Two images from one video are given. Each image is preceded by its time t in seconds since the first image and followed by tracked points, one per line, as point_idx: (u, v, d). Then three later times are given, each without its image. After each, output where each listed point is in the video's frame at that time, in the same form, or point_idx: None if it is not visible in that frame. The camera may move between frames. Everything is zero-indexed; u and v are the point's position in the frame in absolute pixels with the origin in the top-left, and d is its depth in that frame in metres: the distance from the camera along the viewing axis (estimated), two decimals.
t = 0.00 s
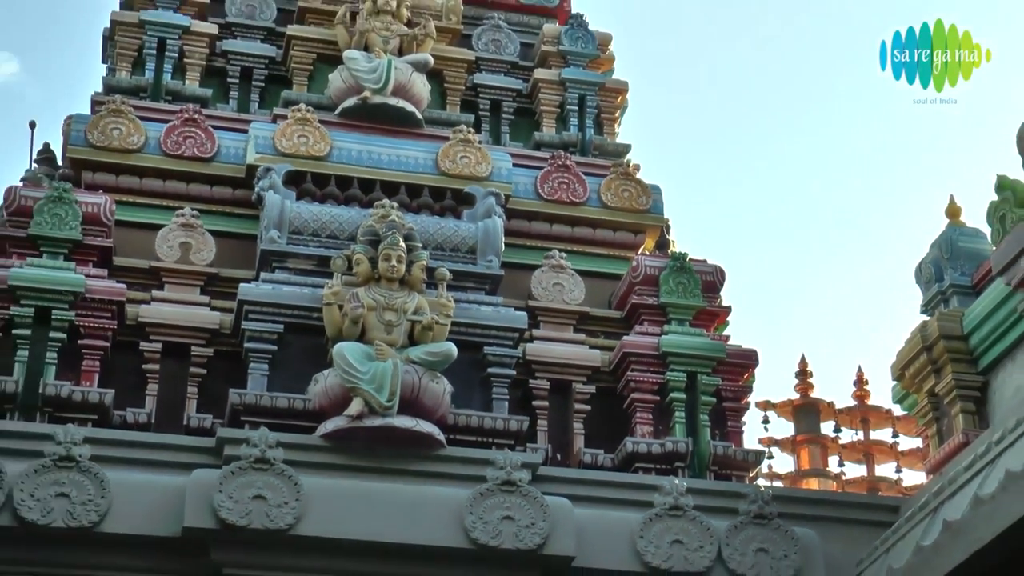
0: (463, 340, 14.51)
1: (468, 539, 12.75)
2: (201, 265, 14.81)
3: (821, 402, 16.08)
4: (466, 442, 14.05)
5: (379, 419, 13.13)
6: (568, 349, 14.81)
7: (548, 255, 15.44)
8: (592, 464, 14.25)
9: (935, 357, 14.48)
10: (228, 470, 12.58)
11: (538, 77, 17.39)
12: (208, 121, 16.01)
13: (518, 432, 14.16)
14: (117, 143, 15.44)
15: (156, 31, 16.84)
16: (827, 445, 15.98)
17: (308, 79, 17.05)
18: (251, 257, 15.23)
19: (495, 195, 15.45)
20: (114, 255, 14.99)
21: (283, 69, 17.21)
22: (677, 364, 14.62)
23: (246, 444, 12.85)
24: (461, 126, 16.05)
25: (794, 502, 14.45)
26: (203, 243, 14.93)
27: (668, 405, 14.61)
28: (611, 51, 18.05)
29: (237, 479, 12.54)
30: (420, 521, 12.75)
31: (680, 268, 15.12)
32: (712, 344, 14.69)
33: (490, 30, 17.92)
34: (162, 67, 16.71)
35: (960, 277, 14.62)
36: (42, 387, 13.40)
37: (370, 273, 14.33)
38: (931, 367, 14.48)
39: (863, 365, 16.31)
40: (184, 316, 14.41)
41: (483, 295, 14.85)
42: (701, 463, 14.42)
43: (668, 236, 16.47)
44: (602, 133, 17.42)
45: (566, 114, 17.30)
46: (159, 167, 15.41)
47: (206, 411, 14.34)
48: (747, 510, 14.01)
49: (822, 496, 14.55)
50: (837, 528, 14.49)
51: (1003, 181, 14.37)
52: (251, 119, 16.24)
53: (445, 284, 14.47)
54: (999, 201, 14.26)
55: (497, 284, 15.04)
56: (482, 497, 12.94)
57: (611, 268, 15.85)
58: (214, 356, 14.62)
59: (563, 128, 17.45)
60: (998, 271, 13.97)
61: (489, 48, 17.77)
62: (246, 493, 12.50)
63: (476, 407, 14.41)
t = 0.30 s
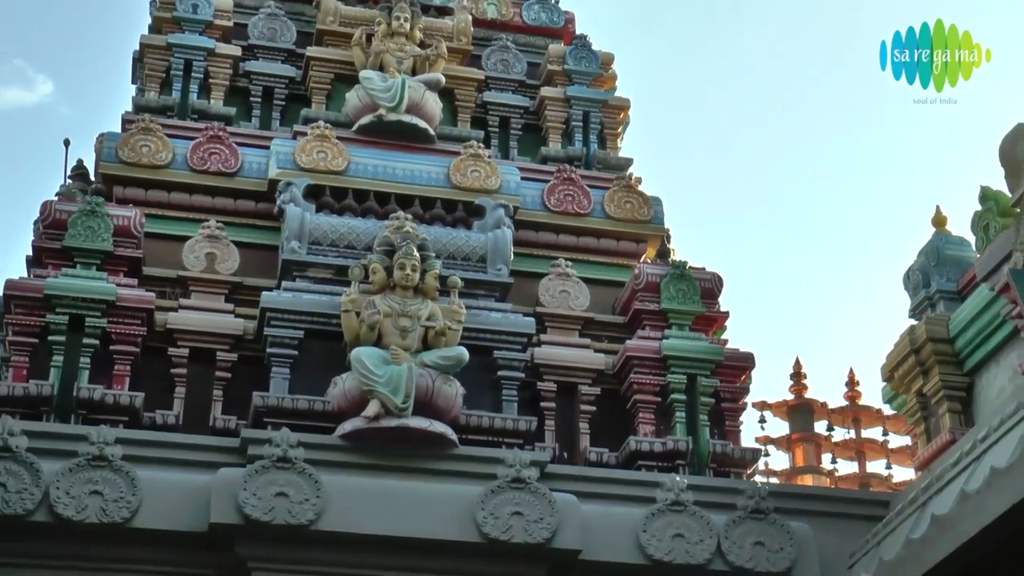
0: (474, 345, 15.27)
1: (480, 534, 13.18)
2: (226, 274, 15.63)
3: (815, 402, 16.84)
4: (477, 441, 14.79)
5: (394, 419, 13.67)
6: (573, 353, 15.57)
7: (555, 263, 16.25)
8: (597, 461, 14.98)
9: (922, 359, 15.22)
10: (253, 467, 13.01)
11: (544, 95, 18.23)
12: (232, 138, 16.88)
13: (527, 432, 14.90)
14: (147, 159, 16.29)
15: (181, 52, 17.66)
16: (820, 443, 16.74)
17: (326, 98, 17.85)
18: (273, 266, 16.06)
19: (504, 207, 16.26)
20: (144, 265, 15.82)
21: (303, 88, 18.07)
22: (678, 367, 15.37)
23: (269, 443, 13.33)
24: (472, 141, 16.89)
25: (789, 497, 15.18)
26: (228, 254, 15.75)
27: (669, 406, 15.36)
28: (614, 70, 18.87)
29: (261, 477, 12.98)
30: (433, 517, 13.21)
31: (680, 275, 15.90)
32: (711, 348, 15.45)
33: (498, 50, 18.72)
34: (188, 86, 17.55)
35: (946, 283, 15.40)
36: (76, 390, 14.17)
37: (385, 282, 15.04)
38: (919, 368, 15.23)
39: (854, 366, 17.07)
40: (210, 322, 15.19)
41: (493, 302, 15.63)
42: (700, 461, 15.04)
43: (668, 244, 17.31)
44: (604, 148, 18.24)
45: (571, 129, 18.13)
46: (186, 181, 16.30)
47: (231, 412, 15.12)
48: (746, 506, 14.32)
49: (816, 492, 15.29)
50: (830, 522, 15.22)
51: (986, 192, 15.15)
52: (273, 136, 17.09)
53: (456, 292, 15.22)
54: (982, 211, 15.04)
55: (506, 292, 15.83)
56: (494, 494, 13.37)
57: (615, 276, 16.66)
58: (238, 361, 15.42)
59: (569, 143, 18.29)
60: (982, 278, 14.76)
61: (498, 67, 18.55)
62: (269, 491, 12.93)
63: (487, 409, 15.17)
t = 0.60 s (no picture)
0: (491, 348, 16.04)
1: (496, 527, 13.89)
2: (255, 282, 16.43)
3: (815, 401, 17.61)
4: (494, 439, 15.55)
5: (414, 419, 14.39)
6: (585, 355, 16.35)
7: (567, 270, 17.06)
8: (608, 458, 15.73)
9: (918, 359, 15.97)
10: (283, 465, 13.71)
11: (556, 110, 19.07)
12: (261, 152, 17.77)
13: (541, 430, 15.65)
14: (179, 173, 17.16)
15: (213, 73, 18.49)
16: (821, 440, 17.48)
17: (348, 115, 18.70)
18: (299, 275, 16.88)
19: (518, 217, 17.07)
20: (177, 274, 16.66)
21: (328, 105, 18.94)
22: (685, 368, 16.14)
23: (297, 442, 14.03)
24: (487, 154, 17.74)
25: (791, 491, 15.91)
26: (256, 263, 16.58)
27: (677, 405, 16.13)
28: (622, 86, 19.73)
29: (290, 474, 13.66)
30: (453, 511, 13.91)
31: (686, 280, 16.69)
32: (715, 350, 16.24)
33: (512, 68, 19.63)
34: (218, 105, 18.40)
35: (940, 287, 16.16)
36: (115, 392, 14.96)
37: (405, 289, 15.78)
38: (915, 368, 15.98)
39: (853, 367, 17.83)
40: (240, 328, 15.96)
41: (508, 307, 16.41)
42: (705, 457, 15.72)
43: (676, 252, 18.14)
44: (614, 160, 19.08)
45: (581, 142, 18.96)
46: (215, 194, 17.14)
47: (260, 412, 15.92)
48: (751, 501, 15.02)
49: (818, 486, 16.02)
50: (832, 515, 15.94)
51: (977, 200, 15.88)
52: (299, 151, 17.96)
53: (473, 298, 16.00)
54: (974, 218, 15.77)
55: (521, 297, 16.61)
56: (510, 489, 14.11)
57: (624, 282, 17.48)
58: (267, 364, 16.24)
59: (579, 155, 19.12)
60: (973, 282, 15.49)
61: (512, 84, 19.46)
62: (297, 488, 13.60)
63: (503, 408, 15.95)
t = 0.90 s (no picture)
0: (506, 351, 16.73)
1: (513, 523, 14.47)
2: (280, 288, 17.12)
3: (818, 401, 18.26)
4: (509, 439, 16.22)
5: (433, 420, 14.98)
6: (597, 358, 17.03)
7: (579, 275, 17.78)
8: (619, 456, 16.39)
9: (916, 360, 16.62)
10: (308, 464, 14.34)
11: (567, 123, 19.82)
12: (285, 165, 18.54)
13: (554, 430, 16.33)
14: (208, 185, 17.95)
15: (239, 89, 19.26)
16: (824, 438, 18.15)
17: (369, 128, 19.48)
18: (322, 282, 17.62)
19: (532, 225, 17.78)
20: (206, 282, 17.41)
21: (349, 119, 19.73)
22: (692, 369, 16.81)
23: (321, 442, 14.65)
24: (502, 165, 18.49)
25: (798, 490, 16.46)
26: (282, 271, 17.30)
27: (684, 404, 16.80)
28: (631, 99, 20.44)
29: (315, 473, 14.28)
30: (472, 507, 14.49)
31: (692, 284, 17.37)
32: (721, 352, 16.90)
33: (524, 82, 20.37)
34: (244, 120, 19.16)
35: (937, 291, 16.84)
36: (147, 396, 15.70)
37: (424, 294, 16.42)
38: (913, 368, 16.63)
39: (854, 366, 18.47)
40: (268, 333, 16.63)
41: (523, 311, 17.10)
42: (712, 456, 16.37)
43: (682, 257, 18.99)
44: (623, 171, 19.83)
45: (592, 153, 19.69)
46: (242, 205, 17.92)
47: (286, 414, 16.64)
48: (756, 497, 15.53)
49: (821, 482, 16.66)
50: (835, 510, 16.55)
51: (972, 206, 16.54)
52: (322, 163, 18.73)
53: (489, 303, 16.66)
54: (969, 224, 16.44)
55: (534, 302, 17.30)
56: (526, 487, 14.67)
57: (634, 287, 18.21)
58: (292, 368, 16.96)
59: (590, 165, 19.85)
60: (969, 287, 16.14)
61: (525, 97, 20.19)
62: (321, 486, 14.23)
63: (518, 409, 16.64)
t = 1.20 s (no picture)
0: (519, 358, 17.52)
1: (527, 522, 14.90)
2: (304, 299, 18.02)
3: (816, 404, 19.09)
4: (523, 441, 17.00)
5: (451, 424, 15.55)
6: (606, 363, 17.86)
7: (588, 285, 18.65)
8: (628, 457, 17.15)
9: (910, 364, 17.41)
10: (331, 466, 14.79)
11: (577, 139, 20.70)
12: (309, 181, 19.43)
13: (566, 433, 17.12)
14: (235, 202, 18.86)
15: (264, 109, 20.12)
16: (824, 439, 18.94)
17: (388, 146, 20.37)
18: (344, 292, 18.49)
19: (543, 237, 18.62)
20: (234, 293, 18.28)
21: (369, 138, 20.64)
22: (699, 374, 17.57)
23: (343, 445, 15.12)
24: (514, 181, 19.36)
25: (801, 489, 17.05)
26: (306, 282, 18.18)
27: (691, 407, 17.55)
28: (637, 116, 21.33)
29: (338, 475, 14.72)
30: (487, 507, 14.93)
31: (696, 293, 18.18)
32: (724, 358, 17.68)
33: (535, 101, 21.32)
34: (270, 139, 20.02)
35: (930, 298, 17.66)
36: (179, 402, 16.49)
37: (440, 304, 17.20)
38: (908, 372, 17.42)
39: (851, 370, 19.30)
40: (293, 341, 17.48)
41: (536, 319, 17.92)
42: (717, 456, 17.09)
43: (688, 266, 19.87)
44: (630, 185, 20.67)
45: (600, 168, 20.58)
46: (268, 220, 18.81)
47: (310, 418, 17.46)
48: (761, 496, 15.80)
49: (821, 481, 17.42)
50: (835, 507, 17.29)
51: (963, 218, 17.33)
52: (344, 180, 19.63)
53: (502, 312, 17.47)
54: (960, 234, 17.24)
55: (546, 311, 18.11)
56: (539, 487, 15.12)
57: (643, 295, 19.08)
58: (316, 375, 17.79)
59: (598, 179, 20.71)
60: (962, 294, 16.92)
61: (536, 116, 21.13)
62: (344, 487, 14.66)
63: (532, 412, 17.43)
